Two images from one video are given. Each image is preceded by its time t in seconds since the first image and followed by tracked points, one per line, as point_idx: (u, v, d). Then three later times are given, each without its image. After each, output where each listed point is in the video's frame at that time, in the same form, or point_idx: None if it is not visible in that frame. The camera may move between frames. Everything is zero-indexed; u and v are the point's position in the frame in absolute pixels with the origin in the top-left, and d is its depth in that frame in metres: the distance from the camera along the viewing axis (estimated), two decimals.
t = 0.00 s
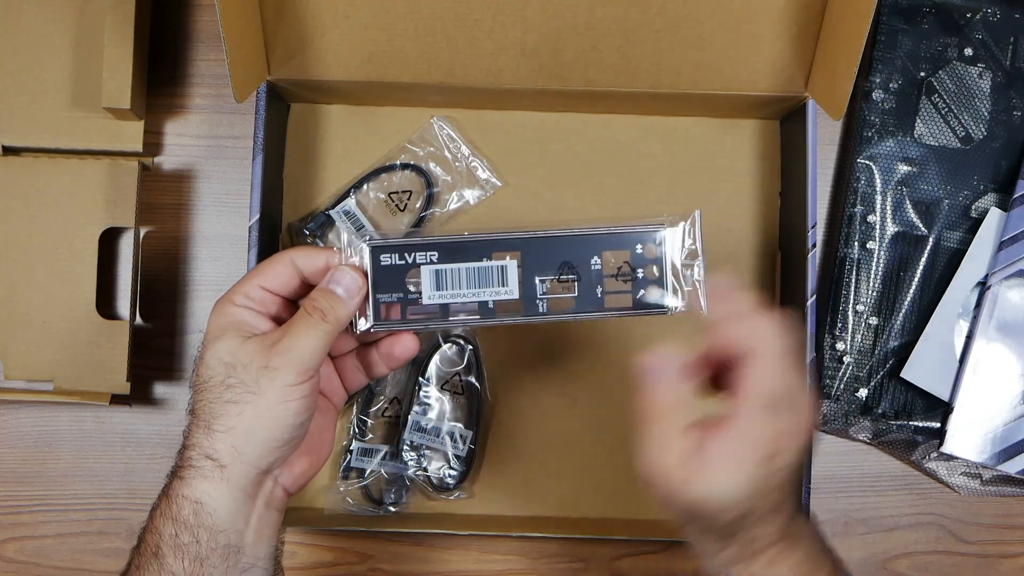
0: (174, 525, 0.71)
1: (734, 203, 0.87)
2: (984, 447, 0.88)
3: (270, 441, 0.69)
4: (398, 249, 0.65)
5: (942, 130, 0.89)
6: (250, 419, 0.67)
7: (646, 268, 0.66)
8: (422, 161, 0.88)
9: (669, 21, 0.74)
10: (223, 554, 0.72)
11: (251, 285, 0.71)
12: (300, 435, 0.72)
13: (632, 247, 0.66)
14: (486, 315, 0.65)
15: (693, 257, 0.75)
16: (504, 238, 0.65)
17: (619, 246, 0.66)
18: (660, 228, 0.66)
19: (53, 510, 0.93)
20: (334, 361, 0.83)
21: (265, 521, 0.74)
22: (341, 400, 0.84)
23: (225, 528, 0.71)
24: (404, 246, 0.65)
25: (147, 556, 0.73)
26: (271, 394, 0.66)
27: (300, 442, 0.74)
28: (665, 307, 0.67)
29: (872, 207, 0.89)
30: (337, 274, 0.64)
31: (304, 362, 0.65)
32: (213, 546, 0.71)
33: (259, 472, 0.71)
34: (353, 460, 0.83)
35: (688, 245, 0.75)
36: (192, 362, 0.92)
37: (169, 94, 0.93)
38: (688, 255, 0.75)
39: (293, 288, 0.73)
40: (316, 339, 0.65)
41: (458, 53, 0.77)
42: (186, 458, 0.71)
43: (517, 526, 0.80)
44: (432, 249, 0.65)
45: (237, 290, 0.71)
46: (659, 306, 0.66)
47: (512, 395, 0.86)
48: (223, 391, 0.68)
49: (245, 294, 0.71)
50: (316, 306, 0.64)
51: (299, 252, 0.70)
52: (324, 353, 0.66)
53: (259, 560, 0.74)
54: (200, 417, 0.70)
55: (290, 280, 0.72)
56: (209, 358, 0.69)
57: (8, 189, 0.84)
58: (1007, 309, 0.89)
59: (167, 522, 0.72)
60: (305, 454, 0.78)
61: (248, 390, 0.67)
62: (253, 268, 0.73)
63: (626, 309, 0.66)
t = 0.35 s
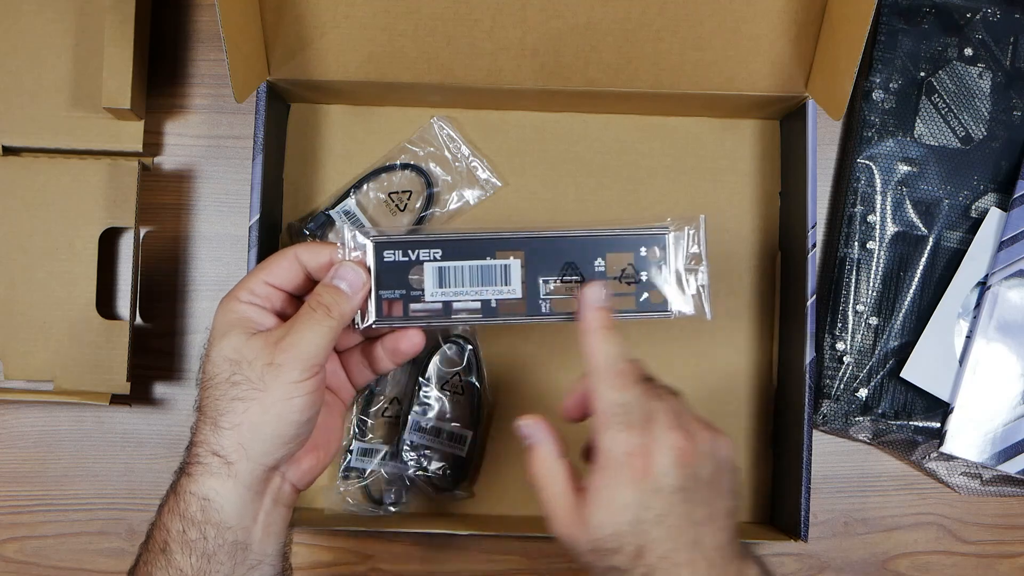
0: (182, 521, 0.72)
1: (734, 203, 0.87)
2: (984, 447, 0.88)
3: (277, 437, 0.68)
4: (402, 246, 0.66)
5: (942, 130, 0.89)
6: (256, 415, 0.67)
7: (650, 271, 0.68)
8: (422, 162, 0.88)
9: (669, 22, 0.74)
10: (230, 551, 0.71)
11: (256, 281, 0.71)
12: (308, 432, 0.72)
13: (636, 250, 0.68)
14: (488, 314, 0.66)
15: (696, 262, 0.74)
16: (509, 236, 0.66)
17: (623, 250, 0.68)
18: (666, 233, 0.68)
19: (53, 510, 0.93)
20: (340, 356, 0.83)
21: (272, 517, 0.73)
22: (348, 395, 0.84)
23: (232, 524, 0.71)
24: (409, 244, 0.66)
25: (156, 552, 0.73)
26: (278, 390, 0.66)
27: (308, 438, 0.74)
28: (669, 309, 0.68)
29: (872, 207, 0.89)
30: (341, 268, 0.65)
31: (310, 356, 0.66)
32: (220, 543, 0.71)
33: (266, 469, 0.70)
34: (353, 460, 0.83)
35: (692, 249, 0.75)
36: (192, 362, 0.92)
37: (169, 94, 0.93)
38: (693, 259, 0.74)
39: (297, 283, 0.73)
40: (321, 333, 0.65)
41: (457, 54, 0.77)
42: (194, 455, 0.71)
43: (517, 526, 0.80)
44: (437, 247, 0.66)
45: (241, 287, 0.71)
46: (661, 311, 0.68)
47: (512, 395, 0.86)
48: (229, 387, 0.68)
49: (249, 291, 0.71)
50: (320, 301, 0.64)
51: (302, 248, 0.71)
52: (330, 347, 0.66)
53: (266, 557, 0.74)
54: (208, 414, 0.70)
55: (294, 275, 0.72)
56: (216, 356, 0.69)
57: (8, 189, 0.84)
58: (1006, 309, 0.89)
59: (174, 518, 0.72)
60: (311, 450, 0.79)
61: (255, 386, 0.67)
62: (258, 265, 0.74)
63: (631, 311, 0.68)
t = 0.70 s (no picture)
0: (171, 526, 0.71)
1: (734, 203, 0.87)
2: (984, 447, 0.88)
3: (264, 441, 0.68)
4: (388, 249, 0.65)
5: (942, 130, 0.89)
6: (243, 420, 0.67)
7: (637, 275, 0.65)
8: (422, 161, 0.88)
9: (669, 22, 0.74)
10: (219, 556, 0.71)
11: (243, 286, 0.71)
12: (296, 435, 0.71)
13: (624, 252, 0.65)
14: (475, 318, 0.65)
15: (687, 267, 0.66)
16: (496, 239, 0.65)
17: (610, 253, 0.65)
18: (654, 236, 0.65)
19: (53, 510, 0.93)
20: (328, 360, 0.82)
21: (262, 521, 0.73)
22: (337, 399, 0.83)
23: (221, 529, 0.71)
24: (394, 247, 0.65)
25: (146, 558, 0.73)
26: (264, 394, 0.66)
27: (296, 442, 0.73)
28: (656, 314, 0.65)
29: (872, 207, 0.89)
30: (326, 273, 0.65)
31: (296, 360, 0.65)
32: (209, 548, 0.71)
33: (255, 473, 0.70)
34: (353, 460, 0.83)
35: (682, 253, 0.67)
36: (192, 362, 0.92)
37: (169, 94, 0.93)
38: (683, 263, 0.66)
39: (283, 287, 0.73)
40: (307, 337, 0.65)
41: (458, 54, 0.77)
42: (182, 460, 0.71)
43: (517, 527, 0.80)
44: (421, 250, 0.65)
45: (229, 291, 0.71)
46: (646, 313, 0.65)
47: (512, 395, 0.86)
48: (216, 392, 0.68)
49: (236, 296, 0.71)
50: (306, 304, 0.64)
51: (289, 253, 0.71)
52: (316, 351, 0.66)
53: (256, 560, 0.74)
54: (196, 419, 0.70)
55: (281, 280, 0.72)
56: (202, 361, 0.69)
57: (7, 190, 0.84)
58: (1007, 309, 0.89)
59: (163, 523, 0.72)
60: (300, 453, 0.77)
61: (241, 391, 0.66)
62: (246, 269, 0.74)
63: (616, 315, 0.65)
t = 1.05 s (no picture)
0: (151, 530, 0.73)
1: (734, 204, 0.87)
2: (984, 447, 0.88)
3: (240, 442, 0.69)
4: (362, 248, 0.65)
5: (942, 130, 0.89)
6: (218, 422, 0.67)
7: (611, 269, 0.66)
8: (422, 162, 0.88)
9: (669, 22, 0.74)
10: (200, 558, 0.72)
11: (219, 287, 0.71)
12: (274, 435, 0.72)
13: (598, 246, 0.66)
14: (450, 314, 0.65)
15: (660, 260, 0.75)
16: (470, 236, 0.65)
17: (585, 246, 0.66)
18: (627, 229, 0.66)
19: (53, 510, 0.93)
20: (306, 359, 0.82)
21: (243, 523, 0.73)
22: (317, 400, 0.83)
23: (201, 531, 0.72)
24: (369, 245, 0.65)
25: (127, 562, 0.74)
26: (238, 396, 0.66)
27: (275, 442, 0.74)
28: (631, 306, 0.67)
29: (872, 207, 0.89)
30: (301, 273, 0.65)
31: (269, 361, 0.65)
32: (190, 551, 0.72)
33: (233, 475, 0.71)
34: (353, 460, 0.83)
35: (656, 246, 0.76)
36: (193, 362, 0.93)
37: (169, 94, 0.93)
38: (656, 256, 0.75)
39: (259, 288, 0.73)
40: (281, 336, 0.65)
41: (458, 54, 0.77)
42: (160, 464, 0.72)
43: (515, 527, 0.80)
44: (396, 248, 0.65)
45: (204, 294, 0.71)
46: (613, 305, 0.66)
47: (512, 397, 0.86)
48: (191, 395, 0.68)
49: (212, 298, 0.72)
50: (279, 303, 0.64)
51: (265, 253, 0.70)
52: (291, 351, 0.66)
53: (239, 562, 0.74)
54: (172, 422, 0.70)
55: (257, 281, 0.72)
56: (177, 364, 0.69)
57: (7, 190, 0.84)
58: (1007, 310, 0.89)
59: (144, 527, 0.73)
60: (279, 454, 0.77)
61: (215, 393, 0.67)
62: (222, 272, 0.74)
63: (593, 308, 0.66)
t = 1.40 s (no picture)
0: (173, 527, 0.71)
1: (733, 204, 0.87)
2: (984, 447, 0.89)
3: (265, 443, 0.68)
4: (393, 256, 0.64)
5: (942, 130, 0.89)
6: (243, 422, 0.67)
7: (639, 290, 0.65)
8: (423, 162, 0.88)
9: (669, 22, 0.74)
10: (221, 556, 0.71)
11: (245, 287, 0.71)
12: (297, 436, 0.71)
13: (626, 266, 0.65)
14: (477, 325, 0.65)
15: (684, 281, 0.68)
16: (502, 248, 0.65)
17: (613, 266, 0.65)
18: (655, 252, 0.65)
19: (53, 510, 0.93)
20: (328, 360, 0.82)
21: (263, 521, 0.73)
22: (337, 400, 0.83)
23: (223, 529, 0.71)
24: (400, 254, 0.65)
25: (148, 558, 0.73)
26: (265, 396, 0.66)
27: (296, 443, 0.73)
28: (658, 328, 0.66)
29: (871, 207, 0.89)
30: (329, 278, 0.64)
31: (296, 364, 0.65)
32: (212, 547, 0.71)
33: (256, 474, 0.70)
34: (353, 460, 0.83)
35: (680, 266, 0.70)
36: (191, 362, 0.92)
37: (169, 94, 0.93)
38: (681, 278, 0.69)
39: (287, 289, 0.73)
40: (308, 340, 0.64)
41: (458, 54, 0.77)
42: (183, 461, 0.71)
43: (514, 526, 0.80)
44: (427, 257, 0.64)
45: (231, 292, 0.71)
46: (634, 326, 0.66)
47: (511, 396, 0.86)
48: (217, 394, 0.67)
49: (238, 298, 0.71)
50: (308, 308, 0.63)
51: (294, 255, 0.71)
52: (318, 355, 0.66)
53: (258, 560, 0.74)
54: (195, 420, 0.70)
55: (285, 282, 0.73)
56: (202, 361, 0.69)
57: (7, 190, 0.84)
58: (1006, 309, 0.89)
59: (165, 523, 0.72)
60: (300, 455, 0.77)
61: (242, 392, 0.66)
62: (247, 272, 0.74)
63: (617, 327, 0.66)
